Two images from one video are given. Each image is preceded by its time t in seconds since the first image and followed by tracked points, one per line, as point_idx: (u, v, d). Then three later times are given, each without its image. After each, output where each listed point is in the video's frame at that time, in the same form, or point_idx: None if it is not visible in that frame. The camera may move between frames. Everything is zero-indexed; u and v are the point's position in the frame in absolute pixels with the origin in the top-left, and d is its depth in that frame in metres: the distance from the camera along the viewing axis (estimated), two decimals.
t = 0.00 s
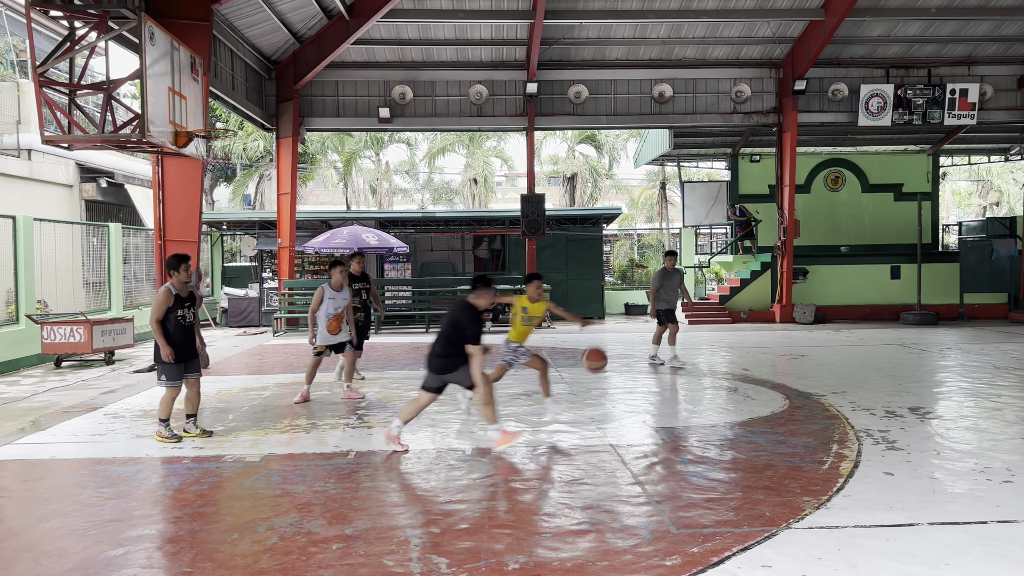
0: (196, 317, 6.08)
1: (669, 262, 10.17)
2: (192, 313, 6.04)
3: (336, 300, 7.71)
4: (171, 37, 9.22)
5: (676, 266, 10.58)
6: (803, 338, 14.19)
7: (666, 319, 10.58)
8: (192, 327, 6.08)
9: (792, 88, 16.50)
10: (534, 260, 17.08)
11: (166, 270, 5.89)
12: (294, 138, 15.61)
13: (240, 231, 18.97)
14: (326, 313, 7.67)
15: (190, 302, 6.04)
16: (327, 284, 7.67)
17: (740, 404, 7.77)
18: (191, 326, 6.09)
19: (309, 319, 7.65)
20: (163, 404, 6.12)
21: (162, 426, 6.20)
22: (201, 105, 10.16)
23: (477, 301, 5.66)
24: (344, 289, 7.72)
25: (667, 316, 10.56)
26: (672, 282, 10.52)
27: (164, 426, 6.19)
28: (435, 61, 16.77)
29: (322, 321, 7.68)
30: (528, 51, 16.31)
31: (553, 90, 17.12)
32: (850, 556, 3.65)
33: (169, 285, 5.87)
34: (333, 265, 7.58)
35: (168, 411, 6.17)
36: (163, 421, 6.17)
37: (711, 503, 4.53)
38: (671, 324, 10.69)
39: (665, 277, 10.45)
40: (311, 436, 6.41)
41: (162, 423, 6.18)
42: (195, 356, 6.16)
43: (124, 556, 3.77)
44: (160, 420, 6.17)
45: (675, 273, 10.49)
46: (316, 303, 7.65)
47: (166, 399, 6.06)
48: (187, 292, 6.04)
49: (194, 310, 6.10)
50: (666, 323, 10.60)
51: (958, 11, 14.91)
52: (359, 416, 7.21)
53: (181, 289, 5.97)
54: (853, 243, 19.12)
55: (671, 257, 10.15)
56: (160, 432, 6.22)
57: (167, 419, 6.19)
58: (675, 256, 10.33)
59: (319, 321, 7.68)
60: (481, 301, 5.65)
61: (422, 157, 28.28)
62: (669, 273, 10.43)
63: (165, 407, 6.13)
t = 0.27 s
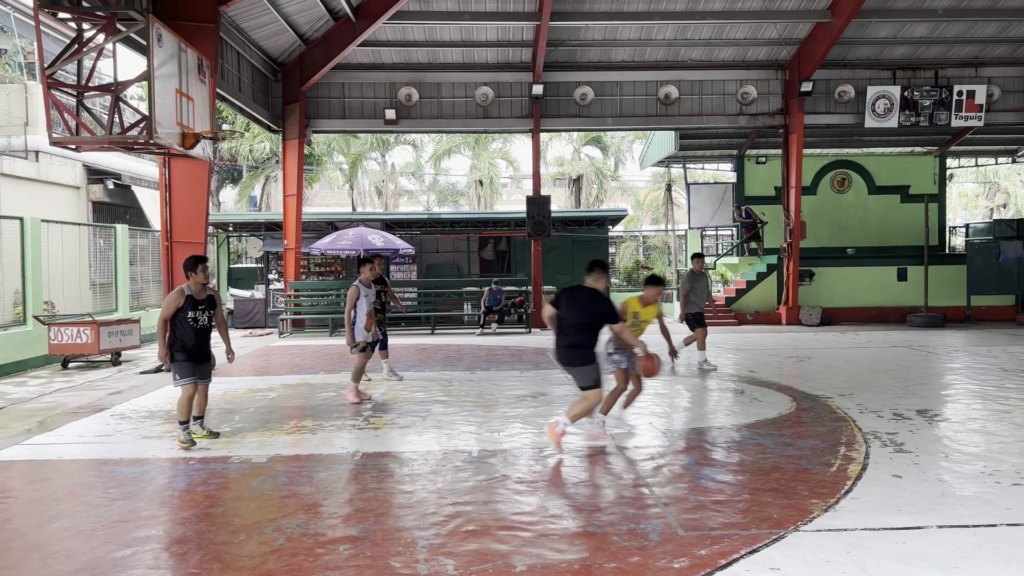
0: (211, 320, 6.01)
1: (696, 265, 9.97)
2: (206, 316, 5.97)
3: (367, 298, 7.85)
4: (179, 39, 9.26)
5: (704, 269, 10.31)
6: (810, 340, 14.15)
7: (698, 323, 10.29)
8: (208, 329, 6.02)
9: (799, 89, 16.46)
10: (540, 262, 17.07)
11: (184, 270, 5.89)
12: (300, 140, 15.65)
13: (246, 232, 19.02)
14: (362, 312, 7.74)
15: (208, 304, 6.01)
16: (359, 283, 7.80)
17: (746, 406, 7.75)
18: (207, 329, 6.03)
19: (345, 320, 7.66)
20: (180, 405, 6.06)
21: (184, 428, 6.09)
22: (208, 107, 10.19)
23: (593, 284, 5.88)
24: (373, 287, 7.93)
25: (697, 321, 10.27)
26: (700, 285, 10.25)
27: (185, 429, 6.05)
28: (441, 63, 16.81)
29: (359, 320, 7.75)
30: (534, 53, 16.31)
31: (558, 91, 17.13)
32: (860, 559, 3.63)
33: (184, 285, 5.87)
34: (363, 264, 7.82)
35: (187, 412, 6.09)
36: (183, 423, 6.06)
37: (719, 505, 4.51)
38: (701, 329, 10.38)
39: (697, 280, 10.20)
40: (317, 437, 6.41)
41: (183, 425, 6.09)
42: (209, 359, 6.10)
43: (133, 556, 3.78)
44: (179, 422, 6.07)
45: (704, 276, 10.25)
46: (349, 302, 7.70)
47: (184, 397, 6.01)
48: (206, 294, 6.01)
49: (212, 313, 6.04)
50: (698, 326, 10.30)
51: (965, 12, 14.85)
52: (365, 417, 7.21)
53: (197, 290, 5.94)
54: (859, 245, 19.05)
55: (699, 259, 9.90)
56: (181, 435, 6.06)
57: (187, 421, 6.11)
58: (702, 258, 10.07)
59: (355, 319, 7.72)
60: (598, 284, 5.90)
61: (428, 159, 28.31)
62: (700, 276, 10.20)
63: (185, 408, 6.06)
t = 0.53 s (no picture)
0: (212, 329, 5.87)
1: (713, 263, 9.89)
2: (206, 325, 5.82)
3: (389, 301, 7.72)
4: (181, 40, 9.27)
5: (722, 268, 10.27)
6: (811, 341, 14.13)
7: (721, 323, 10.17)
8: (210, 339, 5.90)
9: (800, 90, 16.45)
10: (542, 262, 17.06)
11: (183, 279, 5.81)
12: (301, 141, 15.67)
13: (248, 233, 19.03)
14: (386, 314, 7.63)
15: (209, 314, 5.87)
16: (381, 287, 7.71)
17: (748, 407, 7.74)
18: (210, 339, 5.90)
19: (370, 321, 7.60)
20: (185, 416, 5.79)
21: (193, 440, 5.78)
22: (210, 108, 10.20)
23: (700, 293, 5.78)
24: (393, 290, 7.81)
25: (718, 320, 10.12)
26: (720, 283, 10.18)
27: (194, 441, 5.75)
28: (443, 64, 16.82)
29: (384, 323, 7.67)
30: (535, 54, 16.31)
31: (560, 93, 17.13)
32: (862, 560, 3.63)
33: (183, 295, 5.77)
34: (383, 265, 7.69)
35: (194, 423, 5.79)
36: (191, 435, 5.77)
37: (721, 506, 4.51)
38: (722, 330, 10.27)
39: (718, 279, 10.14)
40: (319, 438, 6.42)
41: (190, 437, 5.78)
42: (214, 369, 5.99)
43: (136, 557, 3.79)
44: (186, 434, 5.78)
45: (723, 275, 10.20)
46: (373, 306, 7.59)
47: (187, 405, 5.77)
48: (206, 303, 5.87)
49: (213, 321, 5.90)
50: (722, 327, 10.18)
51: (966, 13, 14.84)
52: (367, 418, 7.21)
53: (196, 299, 5.80)
54: (860, 246, 19.05)
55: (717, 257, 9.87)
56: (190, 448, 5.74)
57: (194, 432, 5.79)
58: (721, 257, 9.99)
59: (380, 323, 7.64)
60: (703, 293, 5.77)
61: (429, 160, 28.33)
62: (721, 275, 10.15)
63: (190, 418, 5.77)
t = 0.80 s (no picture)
0: (206, 324, 5.52)
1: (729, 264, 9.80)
2: (198, 320, 5.49)
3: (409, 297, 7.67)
4: (181, 40, 9.27)
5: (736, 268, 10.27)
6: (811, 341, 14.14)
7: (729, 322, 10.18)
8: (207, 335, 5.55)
9: (800, 90, 16.45)
10: (542, 262, 17.06)
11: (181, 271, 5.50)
12: (301, 141, 15.67)
13: (247, 233, 19.03)
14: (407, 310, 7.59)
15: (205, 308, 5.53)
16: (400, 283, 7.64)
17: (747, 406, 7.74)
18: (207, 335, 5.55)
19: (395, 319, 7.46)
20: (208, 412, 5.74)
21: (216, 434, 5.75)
22: (210, 108, 10.21)
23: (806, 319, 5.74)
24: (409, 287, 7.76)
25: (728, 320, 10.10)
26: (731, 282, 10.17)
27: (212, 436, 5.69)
28: (443, 64, 16.82)
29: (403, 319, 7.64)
30: (535, 54, 16.32)
31: (560, 92, 17.14)
32: (861, 559, 3.63)
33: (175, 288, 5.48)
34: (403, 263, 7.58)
35: (217, 418, 5.74)
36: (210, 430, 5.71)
37: (720, 505, 4.51)
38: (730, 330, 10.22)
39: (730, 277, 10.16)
40: (319, 437, 6.43)
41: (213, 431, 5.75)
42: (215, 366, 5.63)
43: (135, 555, 3.79)
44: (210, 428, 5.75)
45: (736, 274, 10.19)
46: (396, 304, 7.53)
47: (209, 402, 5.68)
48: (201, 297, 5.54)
49: (208, 316, 5.55)
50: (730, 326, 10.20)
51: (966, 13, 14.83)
52: (367, 418, 7.22)
53: (188, 293, 5.49)
54: (860, 246, 19.06)
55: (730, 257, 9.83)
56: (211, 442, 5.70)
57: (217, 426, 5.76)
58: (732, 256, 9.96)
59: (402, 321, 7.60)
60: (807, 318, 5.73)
61: (429, 160, 28.33)
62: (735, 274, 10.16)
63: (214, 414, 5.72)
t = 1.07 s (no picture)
0: (203, 334, 5.18)
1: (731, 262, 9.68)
2: (196, 329, 5.17)
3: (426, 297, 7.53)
4: (175, 39, 9.25)
5: (738, 268, 10.19)
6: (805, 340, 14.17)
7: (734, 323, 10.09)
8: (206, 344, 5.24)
9: (795, 91, 16.49)
10: (537, 262, 17.07)
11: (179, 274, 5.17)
12: (297, 140, 15.66)
13: (243, 233, 19.00)
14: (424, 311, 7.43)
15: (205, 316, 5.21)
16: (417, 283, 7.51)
17: (741, 405, 7.76)
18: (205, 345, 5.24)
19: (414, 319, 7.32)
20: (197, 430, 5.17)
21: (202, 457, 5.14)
22: (204, 107, 10.19)
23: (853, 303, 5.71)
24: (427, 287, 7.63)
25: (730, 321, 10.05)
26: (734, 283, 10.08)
27: (200, 457, 5.12)
28: (438, 63, 16.82)
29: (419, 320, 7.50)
30: (531, 54, 16.32)
31: (556, 92, 17.17)
32: (853, 557, 3.64)
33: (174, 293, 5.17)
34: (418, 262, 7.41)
35: (206, 438, 5.17)
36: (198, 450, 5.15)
37: (713, 504, 4.52)
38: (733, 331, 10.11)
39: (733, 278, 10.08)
40: (313, 437, 6.42)
41: (199, 452, 5.15)
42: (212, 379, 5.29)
43: (126, 555, 3.78)
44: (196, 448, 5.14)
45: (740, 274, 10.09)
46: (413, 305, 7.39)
47: (198, 417, 5.13)
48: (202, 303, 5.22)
49: (207, 324, 5.21)
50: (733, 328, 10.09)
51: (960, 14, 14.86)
52: (361, 417, 7.21)
53: (188, 299, 5.18)
54: (855, 246, 19.12)
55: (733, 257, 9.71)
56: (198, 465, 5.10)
57: (205, 447, 5.16)
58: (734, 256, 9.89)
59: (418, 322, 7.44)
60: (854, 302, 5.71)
61: (425, 160, 28.33)
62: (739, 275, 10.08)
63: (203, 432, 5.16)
